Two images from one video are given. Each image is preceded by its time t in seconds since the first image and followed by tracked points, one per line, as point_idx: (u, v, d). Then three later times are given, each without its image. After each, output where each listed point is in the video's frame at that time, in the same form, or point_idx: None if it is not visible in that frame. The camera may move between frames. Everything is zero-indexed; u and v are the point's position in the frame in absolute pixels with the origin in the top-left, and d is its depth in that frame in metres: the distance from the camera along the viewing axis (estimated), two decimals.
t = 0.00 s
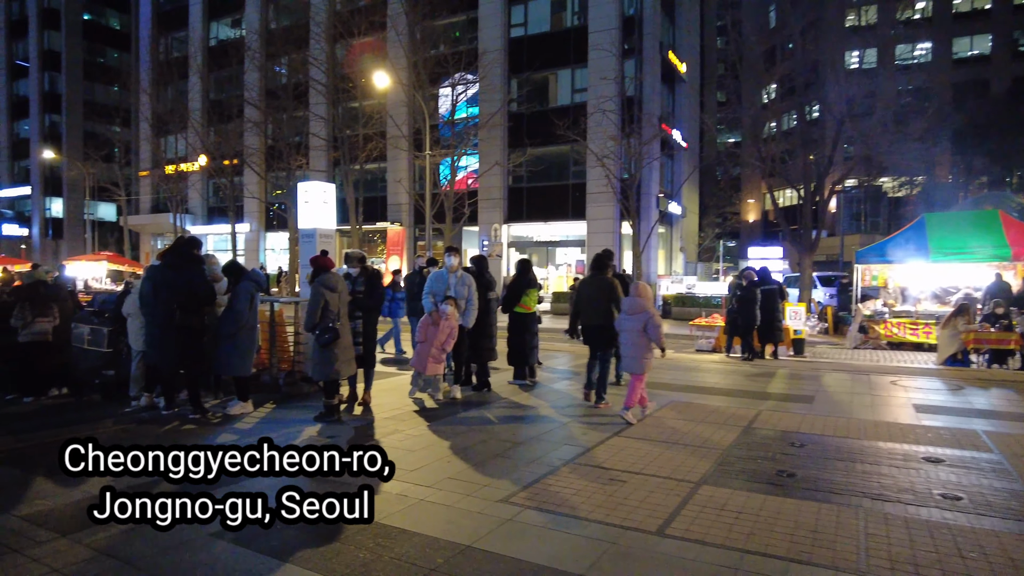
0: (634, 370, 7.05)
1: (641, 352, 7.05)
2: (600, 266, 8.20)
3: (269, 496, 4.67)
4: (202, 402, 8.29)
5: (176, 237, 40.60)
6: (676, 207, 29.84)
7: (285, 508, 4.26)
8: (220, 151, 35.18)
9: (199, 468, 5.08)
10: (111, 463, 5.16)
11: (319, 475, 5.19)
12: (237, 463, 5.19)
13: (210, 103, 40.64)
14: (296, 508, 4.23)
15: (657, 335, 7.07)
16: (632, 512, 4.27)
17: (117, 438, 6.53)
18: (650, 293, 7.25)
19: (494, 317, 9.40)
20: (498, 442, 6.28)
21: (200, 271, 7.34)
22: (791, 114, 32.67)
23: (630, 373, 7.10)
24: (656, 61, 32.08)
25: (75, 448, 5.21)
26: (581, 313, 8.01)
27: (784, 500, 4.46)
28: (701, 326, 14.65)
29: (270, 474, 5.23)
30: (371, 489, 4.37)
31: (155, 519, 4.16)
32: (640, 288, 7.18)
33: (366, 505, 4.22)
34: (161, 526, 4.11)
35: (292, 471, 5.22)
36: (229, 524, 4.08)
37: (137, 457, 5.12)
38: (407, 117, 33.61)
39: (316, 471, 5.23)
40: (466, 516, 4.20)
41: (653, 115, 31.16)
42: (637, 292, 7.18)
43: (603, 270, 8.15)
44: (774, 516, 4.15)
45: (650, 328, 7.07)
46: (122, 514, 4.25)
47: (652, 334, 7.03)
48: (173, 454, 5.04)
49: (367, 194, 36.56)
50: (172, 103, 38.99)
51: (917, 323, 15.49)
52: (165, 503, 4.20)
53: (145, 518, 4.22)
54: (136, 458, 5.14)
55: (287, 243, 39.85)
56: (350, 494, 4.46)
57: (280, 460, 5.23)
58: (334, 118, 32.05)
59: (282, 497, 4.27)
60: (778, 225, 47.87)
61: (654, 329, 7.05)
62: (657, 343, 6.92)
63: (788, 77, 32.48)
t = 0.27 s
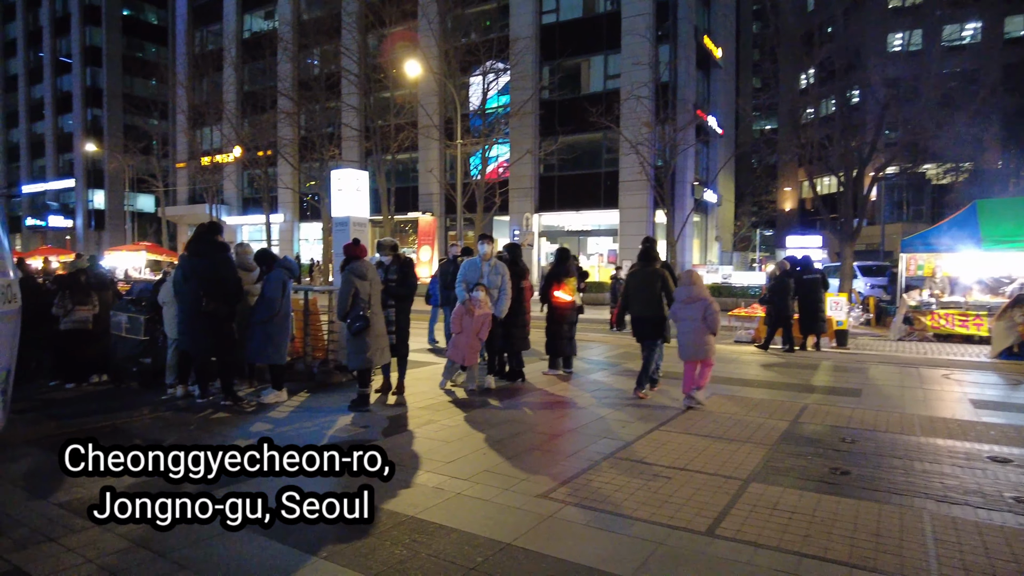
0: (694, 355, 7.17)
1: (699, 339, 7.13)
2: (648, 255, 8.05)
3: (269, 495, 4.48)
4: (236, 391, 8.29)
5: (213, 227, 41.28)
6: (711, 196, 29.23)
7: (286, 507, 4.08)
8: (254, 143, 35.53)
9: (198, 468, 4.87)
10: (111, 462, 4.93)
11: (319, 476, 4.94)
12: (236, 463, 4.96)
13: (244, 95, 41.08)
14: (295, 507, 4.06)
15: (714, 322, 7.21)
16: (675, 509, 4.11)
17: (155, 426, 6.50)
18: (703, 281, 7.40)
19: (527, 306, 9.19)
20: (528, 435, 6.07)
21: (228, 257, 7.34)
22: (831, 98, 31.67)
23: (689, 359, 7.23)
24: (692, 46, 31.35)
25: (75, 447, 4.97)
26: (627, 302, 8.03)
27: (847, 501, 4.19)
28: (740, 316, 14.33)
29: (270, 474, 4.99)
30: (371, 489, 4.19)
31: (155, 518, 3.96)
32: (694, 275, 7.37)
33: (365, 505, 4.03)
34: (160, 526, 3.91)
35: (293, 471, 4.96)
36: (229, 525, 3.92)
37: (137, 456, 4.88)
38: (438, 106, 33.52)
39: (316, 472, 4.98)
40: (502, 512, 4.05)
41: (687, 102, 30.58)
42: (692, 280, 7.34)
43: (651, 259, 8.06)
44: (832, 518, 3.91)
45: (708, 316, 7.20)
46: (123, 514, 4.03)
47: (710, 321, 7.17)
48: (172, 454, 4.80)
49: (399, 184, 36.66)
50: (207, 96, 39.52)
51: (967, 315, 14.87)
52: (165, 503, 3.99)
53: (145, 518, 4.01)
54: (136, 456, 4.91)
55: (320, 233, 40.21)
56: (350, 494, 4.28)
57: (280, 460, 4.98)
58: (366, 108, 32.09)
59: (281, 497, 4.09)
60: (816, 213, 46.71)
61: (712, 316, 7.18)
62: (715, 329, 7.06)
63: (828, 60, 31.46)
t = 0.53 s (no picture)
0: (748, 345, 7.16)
1: (756, 330, 7.17)
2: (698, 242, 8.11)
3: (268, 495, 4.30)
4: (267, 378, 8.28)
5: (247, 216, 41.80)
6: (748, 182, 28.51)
7: (286, 507, 3.92)
8: (286, 132, 35.69)
9: (198, 468, 4.62)
10: (111, 462, 4.69)
11: (319, 476, 4.69)
12: (236, 463, 4.72)
13: (276, 85, 41.31)
14: (296, 507, 3.89)
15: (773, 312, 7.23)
16: (729, 514, 3.89)
17: (189, 416, 6.43)
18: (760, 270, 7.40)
19: (561, 294, 8.92)
20: (554, 429, 5.84)
21: (255, 243, 7.25)
22: (873, 79, 30.55)
23: (742, 350, 7.22)
24: (728, 28, 30.48)
25: (74, 447, 4.72)
26: (681, 291, 8.11)
27: (913, 506, 3.91)
28: (782, 306, 13.86)
29: (270, 474, 4.75)
30: (372, 489, 4.04)
31: (155, 518, 3.78)
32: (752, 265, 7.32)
33: (366, 504, 3.89)
34: (160, 527, 3.72)
35: (292, 472, 4.72)
36: (229, 524, 3.73)
37: (137, 456, 4.63)
38: (468, 93, 33.29)
39: (316, 472, 4.73)
40: (544, 512, 3.87)
41: (723, 86, 29.87)
42: (752, 272, 7.28)
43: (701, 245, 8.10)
44: (899, 524, 3.65)
45: (769, 306, 7.22)
46: (122, 515, 3.84)
47: (770, 312, 7.20)
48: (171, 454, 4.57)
49: (429, 172, 36.56)
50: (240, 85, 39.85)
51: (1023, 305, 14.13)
52: (165, 502, 3.80)
53: (145, 518, 3.81)
54: (136, 456, 4.64)
55: (352, 222, 40.36)
56: (351, 493, 4.11)
57: (280, 460, 4.74)
58: (396, 96, 31.96)
59: (282, 496, 3.93)
60: (855, 201, 45.43)
61: (772, 305, 7.20)
62: (776, 320, 7.09)
63: (871, 40, 30.33)
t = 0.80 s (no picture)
0: (810, 334, 7.63)
1: (811, 320, 7.68)
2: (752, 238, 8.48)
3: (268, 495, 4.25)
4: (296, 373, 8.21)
5: (277, 208, 42.20)
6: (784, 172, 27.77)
7: (286, 507, 3.89)
8: (316, 125, 35.85)
9: (198, 468, 4.54)
10: (111, 463, 4.61)
11: (319, 477, 4.62)
12: (236, 463, 4.64)
13: (305, 77, 41.49)
14: (295, 507, 3.87)
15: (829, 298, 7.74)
16: (784, 531, 3.67)
17: (217, 413, 6.36)
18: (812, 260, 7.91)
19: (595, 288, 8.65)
20: (577, 430, 5.69)
21: (283, 236, 7.16)
22: (914, 66, 29.52)
23: (804, 338, 7.68)
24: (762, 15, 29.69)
25: (74, 447, 4.64)
26: (733, 285, 8.53)
27: (986, 525, 3.63)
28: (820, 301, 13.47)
29: (270, 474, 4.67)
30: (372, 489, 4.02)
31: (155, 518, 3.76)
32: (804, 257, 7.84)
33: (365, 505, 3.86)
34: (161, 526, 3.70)
35: (293, 472, 4.66)
36: (229, 525, 3.71)
37: (137, 456, 4.57)
38: (497, 84, 33.04)
39: (315, 472, 4.67)
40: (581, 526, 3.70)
41: (757, 73, 29.17)
42: (803, 262, 7.86)
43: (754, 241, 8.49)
44: (966, 546, 3.40)
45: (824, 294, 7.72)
46: (123, 515, 3.80)
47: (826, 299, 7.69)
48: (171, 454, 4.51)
49: (457, 163, 36.44)
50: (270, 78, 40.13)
51: None
52: (165, 502, 3.79)
53: (146, 519, 3.80)
54: (136, 456, 4.59)
55: (380, 214, 40.47)
56: (352, 493, 4.08)
57: (280, 460, 4.68)
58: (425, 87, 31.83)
59: (281, 497, 3.90)
60: (893, 192, 44.19)
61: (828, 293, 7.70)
62: (832, 307, 7.56)
63: (913, 25, 29.30)
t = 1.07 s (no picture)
0: (852, 337, 7.43)
1: (855, 320, 7.41)
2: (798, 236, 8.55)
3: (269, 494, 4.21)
4: (323, 371, 8.13)
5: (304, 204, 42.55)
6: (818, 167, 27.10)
7: (285, 507, 3.84)
8: (342, 121, 36.01)
9: (198, 468, 4.48)
10: (111, 462, 4.53)
11: (319, 477, 4.55)
12: (236, 463, 4.57)
13: (332, 74, 41.71)
14: (295, 507, 3.81)
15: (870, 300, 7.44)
16: (837, 548, 3.44)
17: (241, 412, 6.28)
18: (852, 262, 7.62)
19: (627, 286, 8.43)
20: (595, 432, 5.55)
21: (311, 232, 7.06)
22: (952, 57, 28.61)
23: (846, 341, 7.49)
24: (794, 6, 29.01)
25: (74, 447, 4.57)
26: (778, 282, 8.65)
27: None
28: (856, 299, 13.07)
29: (270, 475, 4.60)
30: (372, 489, 3.98)
31: (155, 518, 3.74)
32: (842, 261, 7.61)
33: (366, 505, 3.83)
34: (159, 527, 3.69)
35: (293, 472, 4.59)
36: (228, 525, 3.69)
37: (137, 455, 4.51)
38: (523, 79, 32.83)
39: (315, 472, 4.61)
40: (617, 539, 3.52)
41: (790, 65, 28.55)
42: (844, 265, 7.61)
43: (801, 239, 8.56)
44: None
45: (864, 295, 7.44)
46: (123, 515, 3.78)
47: (865, 301, 7.42)
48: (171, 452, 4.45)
49: (483, 159, 36.33)
50: (297, 75, 40.41)
51: None
52: (165, 502, 3.77)
53: (146, 518, 3.77)
54: (136, 456, 4.53)
55: (406, 210, 40.57)
56: (353, 492, 4.04)
57: (280, 460, 4.61)
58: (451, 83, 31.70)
59: (282, 496, 3.86)
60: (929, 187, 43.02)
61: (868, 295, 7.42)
62: (872, 309, 7.29)
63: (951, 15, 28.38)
